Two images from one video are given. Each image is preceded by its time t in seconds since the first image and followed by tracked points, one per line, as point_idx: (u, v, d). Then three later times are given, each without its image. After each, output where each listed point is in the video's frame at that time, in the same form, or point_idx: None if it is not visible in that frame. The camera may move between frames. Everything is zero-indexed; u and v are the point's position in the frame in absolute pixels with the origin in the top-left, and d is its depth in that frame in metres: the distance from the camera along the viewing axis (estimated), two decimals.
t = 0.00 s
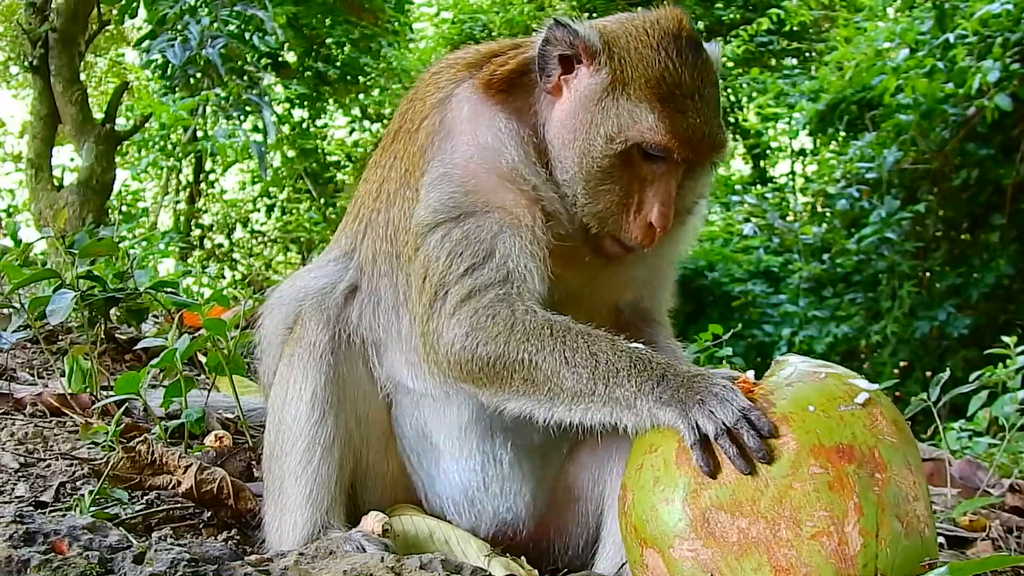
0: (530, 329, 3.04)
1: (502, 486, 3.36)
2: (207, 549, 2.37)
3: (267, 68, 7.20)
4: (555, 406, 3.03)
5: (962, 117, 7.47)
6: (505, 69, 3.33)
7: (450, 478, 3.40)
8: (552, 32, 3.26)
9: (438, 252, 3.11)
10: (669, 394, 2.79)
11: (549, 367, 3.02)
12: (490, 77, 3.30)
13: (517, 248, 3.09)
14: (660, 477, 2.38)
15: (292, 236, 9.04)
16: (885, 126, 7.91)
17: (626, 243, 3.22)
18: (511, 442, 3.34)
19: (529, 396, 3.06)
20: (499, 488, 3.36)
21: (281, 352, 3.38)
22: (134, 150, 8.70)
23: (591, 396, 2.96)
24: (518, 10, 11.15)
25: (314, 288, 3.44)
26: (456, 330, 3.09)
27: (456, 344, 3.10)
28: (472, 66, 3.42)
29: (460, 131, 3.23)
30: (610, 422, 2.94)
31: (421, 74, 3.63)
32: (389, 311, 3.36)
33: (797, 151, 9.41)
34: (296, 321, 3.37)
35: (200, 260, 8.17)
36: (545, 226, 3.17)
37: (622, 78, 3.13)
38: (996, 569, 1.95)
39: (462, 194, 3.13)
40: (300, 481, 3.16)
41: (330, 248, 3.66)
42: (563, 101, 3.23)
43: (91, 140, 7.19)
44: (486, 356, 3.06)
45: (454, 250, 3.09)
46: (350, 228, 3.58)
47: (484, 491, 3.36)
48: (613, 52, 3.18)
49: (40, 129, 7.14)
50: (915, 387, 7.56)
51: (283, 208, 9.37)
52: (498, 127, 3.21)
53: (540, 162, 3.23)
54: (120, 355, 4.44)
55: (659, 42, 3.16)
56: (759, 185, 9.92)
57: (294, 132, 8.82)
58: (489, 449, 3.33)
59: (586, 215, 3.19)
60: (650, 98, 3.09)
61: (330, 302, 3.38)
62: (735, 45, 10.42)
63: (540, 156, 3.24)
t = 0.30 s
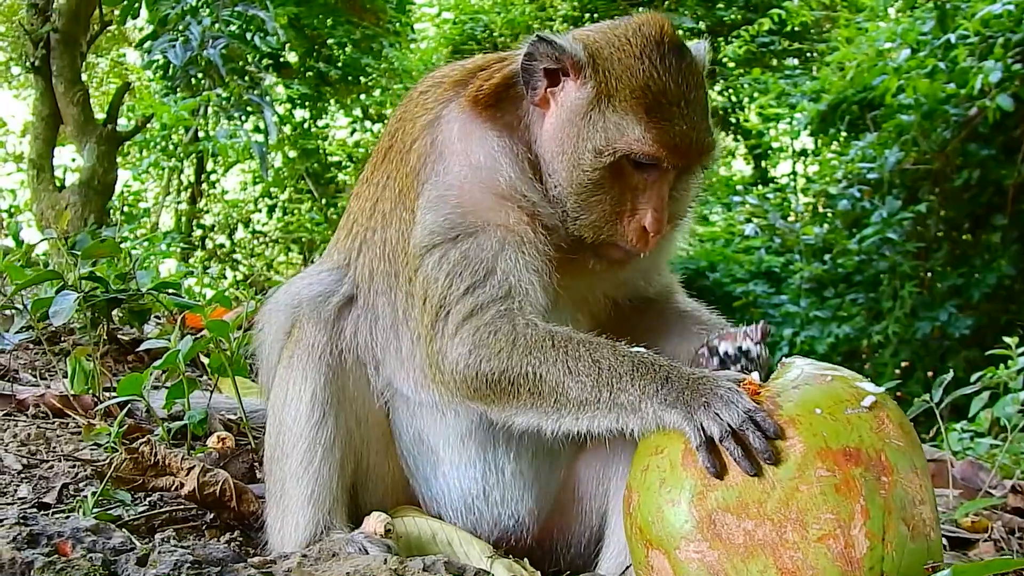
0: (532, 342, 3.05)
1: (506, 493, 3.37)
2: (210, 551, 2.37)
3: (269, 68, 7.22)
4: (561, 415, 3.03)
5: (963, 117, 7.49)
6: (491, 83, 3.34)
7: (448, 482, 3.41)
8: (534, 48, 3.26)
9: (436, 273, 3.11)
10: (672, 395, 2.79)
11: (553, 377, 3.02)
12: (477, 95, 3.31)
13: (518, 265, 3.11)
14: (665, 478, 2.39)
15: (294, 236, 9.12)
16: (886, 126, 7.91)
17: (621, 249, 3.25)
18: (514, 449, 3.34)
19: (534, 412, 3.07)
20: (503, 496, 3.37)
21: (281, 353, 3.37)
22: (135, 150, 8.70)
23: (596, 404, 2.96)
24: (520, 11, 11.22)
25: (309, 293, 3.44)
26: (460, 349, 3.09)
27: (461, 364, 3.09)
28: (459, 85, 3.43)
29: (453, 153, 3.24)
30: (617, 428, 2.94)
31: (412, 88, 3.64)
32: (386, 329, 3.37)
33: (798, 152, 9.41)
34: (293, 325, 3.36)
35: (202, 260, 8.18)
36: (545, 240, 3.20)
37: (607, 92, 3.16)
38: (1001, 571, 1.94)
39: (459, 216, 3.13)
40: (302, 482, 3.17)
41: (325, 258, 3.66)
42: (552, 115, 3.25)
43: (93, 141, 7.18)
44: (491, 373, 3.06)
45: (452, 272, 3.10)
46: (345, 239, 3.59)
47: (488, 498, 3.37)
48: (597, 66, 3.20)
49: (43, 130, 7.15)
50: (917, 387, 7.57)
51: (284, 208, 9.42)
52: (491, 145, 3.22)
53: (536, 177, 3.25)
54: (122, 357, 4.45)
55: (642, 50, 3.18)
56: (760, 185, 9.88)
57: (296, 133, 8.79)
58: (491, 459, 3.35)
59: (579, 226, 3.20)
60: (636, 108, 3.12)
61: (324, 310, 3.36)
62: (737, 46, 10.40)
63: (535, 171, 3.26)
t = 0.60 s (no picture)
0: (535, 352, 3.05)
1: (508, 504, 3.34)
2: (211, 552, 2.37)
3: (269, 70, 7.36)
4: (566, 421, 3.03)
5: (963, 119, 7.45)
6: (497, 105, 3.26)
7: (446, 490, 3.38)
8: (522, 77, 3.21)
9: (447, 288, 3.09)
10: (677, 397, 2.79)
11: (557, 385, 3.02)
12: (487, 115, 3.24)
13: (530, 287, 3.11)
14: (669, 479, 2.39)
15: (294, 238, 9.04)
16: (886, 128, 7.91)
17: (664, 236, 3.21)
18: (518, 457, 3.33)
19: (538, 420, 3.07)
20: (504, 510, 3.35)
21: (285, 354, 3.36)
22: (135, 153, 8.71)
23: (601, 408, 2.97)
24: (520, 13, 11.24)
25: (315, 294, 3.42)
26: (464, 363, 3.09)
27: (465, 375, 3.09)
28: (469, 101, 3.37)
29: (471, 169, 3.18)
30: (623, 432, 2.94)
31: (420, 104, 3.60)
32: (393, 340, 3.35)
33: (798, 154, 9.40)
34: (299, 325, 3.35)
35: (203, 262, 8.19)
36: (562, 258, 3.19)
37: (597, 77, 3.19)
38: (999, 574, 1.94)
39: (476, 233, 3.10)
40: (304, 484, 3.17)
41: (332, 261, 3.65)
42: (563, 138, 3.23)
43: (93, 143, 7.22)
44: (495, 382, 3.06)
45: (464, 289, 3.08)
46: (356, 244, 3.57)
47: (489, 511, 3.35)
48: (583, 61, 3.25)
49: (43, 132, 7.09)
50: (916, 389, 7.58)
51: (284, 211, 9.35)
52: (510, 164, 3.17)
53: (553, 202, 3.22)
54: (122, 359, 4.45)
55: (620, 37, 3.26)
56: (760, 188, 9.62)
57: (296, 134, 8.90)
58: (493, 471, 3.32)
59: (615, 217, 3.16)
60: (626, 76, 3.16)
61: (331, 310, 3.36)
62: (736, 49, 10.35)
63: (554, 194, 3.23)
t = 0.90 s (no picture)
0: (533, 359, 3.05)
1: (509, 509, 3.34)
2: (211, 555, 2.39)
3: (269, 74, 7.32)
4: (565, 427, 3.03)
5: (964, 121, 7.35)
6: (502, 106, 3.28)
7: (447, 495, 3.39)
8: (527, 71, 3.21)
9: (445, 299, 3.10)
10: (676, 399, 2.78)
11: (556, 391, 3.02)
12: (489, 119, 3.25)
13: (526, 295, 3.11)
14: (667, 481, 2.38)
15: (296, 242, 9.05)
16: (888, 131, 7.87)
17: (665, 241, 3.11)
18: (518, 462, 3.32)
19: (538, 426, 3.07)
20: (505, 515, 3.34)
21: (285, 358, 3.36)
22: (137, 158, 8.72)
23: (600, 414, 2.96)
24: (521, 17, 11.25)
25: (316, 297, 3.42)
26: (464, 371, 3.10)
27: (466, 381, 3.10)
28: (471, 109, 3.38)
29: (468, 177, 3.19)
30: (622, 437, 2.94)
31: (420, 111, 3.61)
32: (392, 347, 3.34)
33: (800, 157, 9.38)
34: (301, 328, 3.35)
35: (205, 266, 8.22)
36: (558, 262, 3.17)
37: (602, 84, 3.14)
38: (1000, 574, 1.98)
39: (471, 242, 3.11)
40: (306, 488, 3.17)
41: (333, 265, 3.65)
42: (561, 134, 3.21)
43: (95, 148, 7.23)
44: (495, 388, 3.06)
45: (461, 299, 3.09)
46: (357, 248, 3.57)
47: (490, 515, 3.34)
48: (589, 65, 3.20)
49: (44, 136, 7.10)
50: (919, 392, 7.59)
51: (285, 215, 9.27)
52: (505, 170, 3.17)
53: (551, 206, 3.20)
54: (124, 363, 4.45)
55: (630, 38, 3.18)
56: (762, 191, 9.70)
57: (297, 139, 8.89)
58: (495, 476, 3.32)
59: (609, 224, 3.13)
60: (634, 87, 3.09)
61: (333, 313, 3.35)
62: (737, 51, 10.27)
63: (551, 197, 3.21)
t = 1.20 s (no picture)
0: (528, 367, 3.04)
1: (511, 513, 3.33)
2: (213, 559, 2.39)
3: (272, 75, 7.29)
4: (561, 434, 3.03)
5: (968, 123, 7.37)
6: (500, 113, 3.30)
7: (447, 498, 3.38)
8: (531, 76, 3.19)
9: (438, 308, 3.09)
10: (671, 404, 2.78)
11: (551, 399, 3.01)
12: (484, 129, 3.26)
13: (518, 306, 3.09)
14: (665, 484, 2.38)
15: (299, 243, 9.04)
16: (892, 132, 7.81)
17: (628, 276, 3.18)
18: (518, 465, 3.32)
19: (535, 433, 3.07)
20: (507, 517, 3.34)
21: (286, 361, 3.37)
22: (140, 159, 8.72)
23: (595, 420, 2.95)
24: (525, 18, 11.23)
25: (316, 299, 3.41)
26: (458, 380, 3.09)
27: (461, 391, 3.09)
28: (467, 116, 3.38)
29: (459, 188, 3.18)
30: (618, 443, 2.93)
31: (418, 115, 3.61)
32: (388, 353, 3.34)
33: (803, 158, 9.34)
34: (301, 330, 3.35)
35: (209, 268, 8.23)
36: (547, 276, 3.17)
37: (601, 119, 3.07)
38: None
39: (461, 254, 3.09)
40: (307, 490, 3.17)
41: (333, 268, 3.65)
42: (551, 142, 3.20)
43: (98, 149, 7.20)
44: (491, 397, 3.05)
45: (455, 309, 3.08)
46: (356, 250, 3.57)
47: (492, 518, 3.34)
48: (592, 93, 3.12)
49: (48, 138, 7.13)
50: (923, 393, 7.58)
51: (290, 216, 9.37)
52: (496, 180, 3.16)
53: (541, 216, 3.18)
54: (127, 364, 4.45)
55: (639, 76, 3.07)
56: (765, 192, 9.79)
57: (301, 140, 8.89)
58: (496, 479, 3.32)
59: (578, 251, 3.15)
60: (631, 135, 3.02)
61: (333, 315, 3.36)
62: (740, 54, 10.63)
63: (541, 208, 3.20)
